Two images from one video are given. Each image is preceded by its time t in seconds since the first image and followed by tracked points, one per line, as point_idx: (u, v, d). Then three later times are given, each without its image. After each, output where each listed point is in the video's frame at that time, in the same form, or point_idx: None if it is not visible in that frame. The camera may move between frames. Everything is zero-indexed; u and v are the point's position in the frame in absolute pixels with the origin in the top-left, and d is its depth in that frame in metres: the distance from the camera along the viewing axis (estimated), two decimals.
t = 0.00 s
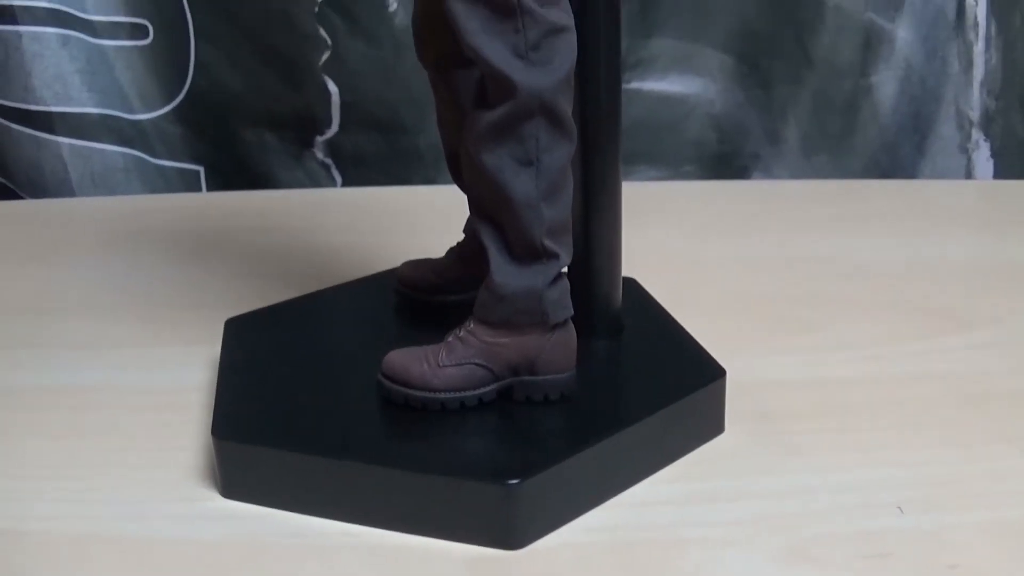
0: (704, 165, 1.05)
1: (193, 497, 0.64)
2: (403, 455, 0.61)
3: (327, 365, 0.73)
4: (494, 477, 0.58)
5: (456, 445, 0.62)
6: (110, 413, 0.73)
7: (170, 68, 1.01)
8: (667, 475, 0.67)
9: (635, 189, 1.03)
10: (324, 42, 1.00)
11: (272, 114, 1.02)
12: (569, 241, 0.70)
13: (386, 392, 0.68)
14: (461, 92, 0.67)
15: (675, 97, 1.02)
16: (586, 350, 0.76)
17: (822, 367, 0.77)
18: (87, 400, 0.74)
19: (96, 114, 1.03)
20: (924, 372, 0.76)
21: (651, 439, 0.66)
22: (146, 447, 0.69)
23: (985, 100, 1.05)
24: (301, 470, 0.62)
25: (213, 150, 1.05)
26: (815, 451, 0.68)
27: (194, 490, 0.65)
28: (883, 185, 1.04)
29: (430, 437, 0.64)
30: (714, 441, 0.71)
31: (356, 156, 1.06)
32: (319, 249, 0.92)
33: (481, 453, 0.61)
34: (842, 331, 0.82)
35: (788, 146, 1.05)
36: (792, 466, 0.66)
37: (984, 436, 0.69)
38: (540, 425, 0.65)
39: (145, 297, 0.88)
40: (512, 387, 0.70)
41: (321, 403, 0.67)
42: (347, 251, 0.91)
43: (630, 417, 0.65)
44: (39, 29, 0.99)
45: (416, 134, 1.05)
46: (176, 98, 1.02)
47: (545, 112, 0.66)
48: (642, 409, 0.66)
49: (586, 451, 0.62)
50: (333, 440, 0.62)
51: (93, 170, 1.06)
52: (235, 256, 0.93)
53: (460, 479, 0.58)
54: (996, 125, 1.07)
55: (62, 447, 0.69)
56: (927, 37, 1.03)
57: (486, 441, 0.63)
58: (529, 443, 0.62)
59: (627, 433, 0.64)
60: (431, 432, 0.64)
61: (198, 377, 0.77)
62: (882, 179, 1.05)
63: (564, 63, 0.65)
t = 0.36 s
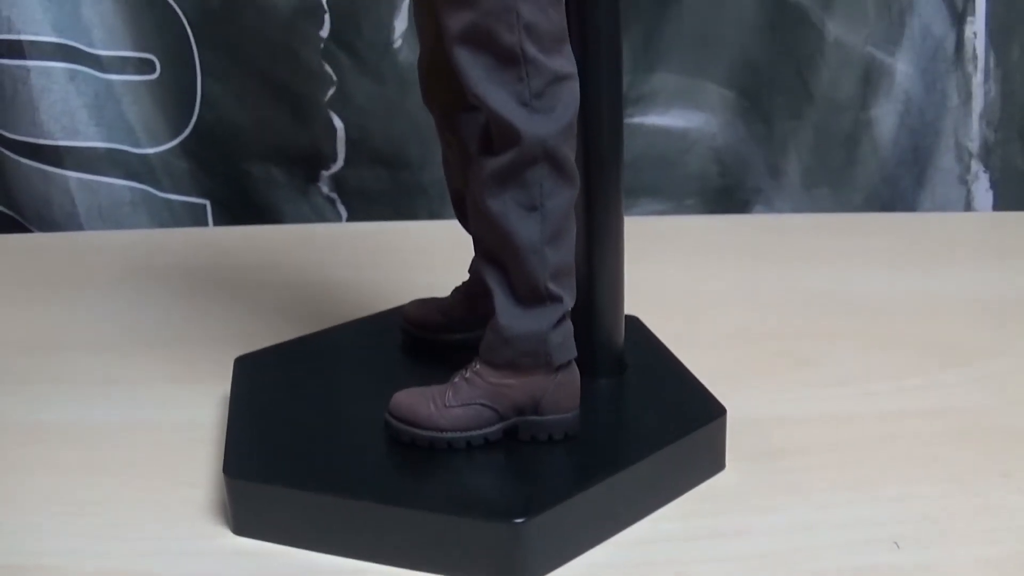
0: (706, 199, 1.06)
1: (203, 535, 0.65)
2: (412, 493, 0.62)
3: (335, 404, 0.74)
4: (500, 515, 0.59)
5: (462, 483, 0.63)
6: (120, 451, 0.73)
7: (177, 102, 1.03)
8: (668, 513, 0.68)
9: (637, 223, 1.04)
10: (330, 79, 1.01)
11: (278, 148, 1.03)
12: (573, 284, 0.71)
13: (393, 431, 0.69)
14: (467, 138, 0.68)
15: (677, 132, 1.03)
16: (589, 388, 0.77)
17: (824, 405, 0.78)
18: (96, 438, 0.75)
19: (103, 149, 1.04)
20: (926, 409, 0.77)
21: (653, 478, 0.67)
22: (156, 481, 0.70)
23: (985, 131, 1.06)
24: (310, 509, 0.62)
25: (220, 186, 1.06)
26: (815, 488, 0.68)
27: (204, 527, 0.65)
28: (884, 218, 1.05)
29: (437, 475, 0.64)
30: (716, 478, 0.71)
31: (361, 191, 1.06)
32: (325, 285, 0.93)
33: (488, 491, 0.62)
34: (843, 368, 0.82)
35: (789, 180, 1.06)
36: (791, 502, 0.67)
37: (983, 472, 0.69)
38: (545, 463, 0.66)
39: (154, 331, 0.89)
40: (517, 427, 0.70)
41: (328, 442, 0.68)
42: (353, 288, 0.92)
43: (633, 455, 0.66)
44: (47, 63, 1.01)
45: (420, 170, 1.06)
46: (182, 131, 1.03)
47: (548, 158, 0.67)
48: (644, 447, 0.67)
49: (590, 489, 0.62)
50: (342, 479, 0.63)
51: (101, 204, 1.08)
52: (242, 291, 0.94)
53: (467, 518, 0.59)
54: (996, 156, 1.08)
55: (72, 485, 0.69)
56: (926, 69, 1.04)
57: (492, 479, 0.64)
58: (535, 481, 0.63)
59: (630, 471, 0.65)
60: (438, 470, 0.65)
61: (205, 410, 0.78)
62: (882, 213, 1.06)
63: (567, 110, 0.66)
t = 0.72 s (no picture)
0: (708, 243, 1.08)
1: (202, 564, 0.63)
2: (416, 545, 0.60)
3: (340, 450, 0.73)
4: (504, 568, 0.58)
5: (463, 536, 0.62)
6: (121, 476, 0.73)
7: (185, 132, 1.04)
8: (666, 568, 0.66)
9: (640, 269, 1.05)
10: (338, 115, 1.02)
11: (285, 182, 1.04)
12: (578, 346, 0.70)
13: (397, 483, 0.68)
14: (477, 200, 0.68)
15: (680, 176, 1.05)
16: (589, 444, 0.76)
17: (823, 460, 0.77)
18: (99, 462, 0.74)
19: (111, 177, 1.05)
20: (929, 465, 0.75)
21: (651, 535, 0.66)
22: (161, 508, 0.69)
23: (985, 182, 1.08)
24: (311, 552, 0.62)
25: (226, 217, 1.06)
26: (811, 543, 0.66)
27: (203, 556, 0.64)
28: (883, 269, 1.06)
29: (439, 527, 0.63)
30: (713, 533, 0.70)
31: (366, 225, 1.06)
32: (329, 323, 0.93)
33: (490, 544, 0.61)
34: (841, 423, 0.82)
35: (789, 227, 1.07)
36: (787, 558, 0.65)
37: (979, 529, 0.67)
38: (546, 519, 0.65)
39: (157, 360, 0.89)
40: (520, 482, 0.69)
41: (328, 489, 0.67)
42: (357, 328, 0.92)
43: (633, 511, 0.65)
44: (58, 90, 1.03)
45: (426, 207, 1.06)
46: (190, 161, 1.04)
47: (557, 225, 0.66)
48: (644, 505, 0.66)
49: (591, 545, 0.61)
50: (349, 528, 0.62)
51: (108, 232, 1.08)
52: (245, 325, 0.93)
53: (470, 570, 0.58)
54: (994, 207, 1.09)
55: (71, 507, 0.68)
56: (928, 120, 1.06)
57: (494, 533, 0.63)
58: (536, 537, 0.62)
59: (630, 528, 0.64)
60: (440, 523, 0.64)
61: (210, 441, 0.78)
62: (882, 263, 1.07)
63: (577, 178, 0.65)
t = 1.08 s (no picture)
0: (705, 280, 1.08)
1: None
2: None
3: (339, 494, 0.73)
4: None
5: None
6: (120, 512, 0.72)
7: (185, 169, 1.05)
8: None
9: (639, 306, 1.05)
10: (337, 154, 1.03)
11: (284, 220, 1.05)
12: (576, 396, 0.71)
13: (396, 531, 0.67)
14: (476, 252, 0.69)
15: (678, 213, 1.05)
16: (586, 489, 0.76)
17: (824, 502, 0.76)
18: (99, 498, 0.74)
19: (111, 215, 1.06)
20: (930, 506, 0.75)
21: None
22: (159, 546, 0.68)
23: (980, 217, 1.09)
24: None
25: (225, 254, 1.06)
26: None
27: None
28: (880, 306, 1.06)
29: None
30: None
31: (365, 264, 1.07)
32: (328, 364, 0.93)
33: None
34: (839, 465, 0.81)
35: (786, 264, 1.08)
36: None
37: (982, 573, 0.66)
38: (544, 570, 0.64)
39: (156, 402, 0.89)
40: (519, 530, 0.69)
41: (328, 534, 0.67)
42: (356, 369, 0.92)
43: (629, 561, 0.65)
44: (58, 127, 1.04)
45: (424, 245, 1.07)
46: (190, 198, 1.05)
47: (555, 276, 0.67)
48: (640, 553, 0.66)
49: None
50: None
51: (108, 269, 1.08)
52: (245, 365, 0.94)
53: None
54: (990, 242, 1.10)
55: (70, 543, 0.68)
56: (924, 156, 1.07)
57: None
58: None
59: None
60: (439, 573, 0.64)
61: (208, 483, 0.77)
62: (879, 300, 1.07)
63: (575, 231, 0.67)
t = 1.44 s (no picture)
0: (708, 308, 1.09)
1: None
2: None
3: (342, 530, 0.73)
4: None
5: None
6: (124, 545, 0.72)
7: (190, 198, 1.05)
8: None
9: (642, 337, 1.06)
10: (341, 185, 1.03)
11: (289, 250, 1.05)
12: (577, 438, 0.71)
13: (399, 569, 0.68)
14: (479, 295, 0.69)
15: (681, 243, 1.06)
16: (587, 526, 0.76)
17: (829, 537, 0.75)
18: (104, 531, 0.74)
19: (117, 244, 1.07)
20: (936, 542, 0.74)
21: None
22: None
23: (981, 246, 1.09)
24: None
25: (230, 284, 1.07)
26: None
27: None
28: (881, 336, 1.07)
29: None
30: None
31: (369, 293, 1.07)
32: (332, 395, 0.94)
33: None
34: (842, 499, 0.80)
35: (788, 294, 1.08)
36: None
37: None
38: None
39: (161, 432, 0.89)
40: (520, 569, 0.70)
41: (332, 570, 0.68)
42: (360, 401, 0.93)
43: None
44: (64, 157, 1.05)
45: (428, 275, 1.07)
46: (195, 227, 1.05)
47: (556, 320, 0.68)
48: None
49: None
50: None
51: (114, 298, 1.09)
52: (250, 396, 0.94)
53: None
54: (992, 270, 1.10)
55: None
56: (926, 186, 1.07)
57: None
58: None
59: None
60: None
61: (212, 516, 0.77)
62: (880, 330, 1.08)
63: (576, 275, 0.67)
